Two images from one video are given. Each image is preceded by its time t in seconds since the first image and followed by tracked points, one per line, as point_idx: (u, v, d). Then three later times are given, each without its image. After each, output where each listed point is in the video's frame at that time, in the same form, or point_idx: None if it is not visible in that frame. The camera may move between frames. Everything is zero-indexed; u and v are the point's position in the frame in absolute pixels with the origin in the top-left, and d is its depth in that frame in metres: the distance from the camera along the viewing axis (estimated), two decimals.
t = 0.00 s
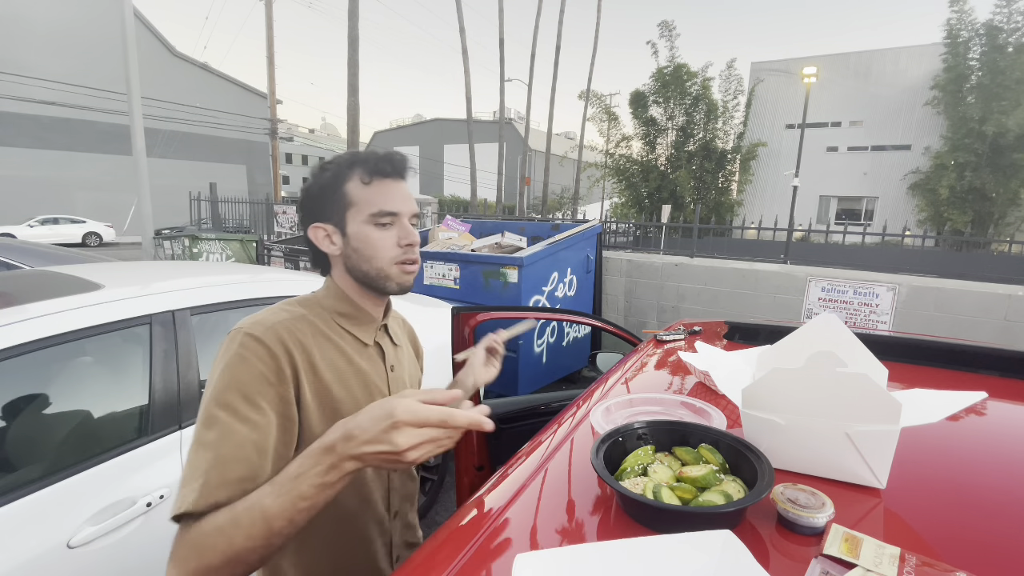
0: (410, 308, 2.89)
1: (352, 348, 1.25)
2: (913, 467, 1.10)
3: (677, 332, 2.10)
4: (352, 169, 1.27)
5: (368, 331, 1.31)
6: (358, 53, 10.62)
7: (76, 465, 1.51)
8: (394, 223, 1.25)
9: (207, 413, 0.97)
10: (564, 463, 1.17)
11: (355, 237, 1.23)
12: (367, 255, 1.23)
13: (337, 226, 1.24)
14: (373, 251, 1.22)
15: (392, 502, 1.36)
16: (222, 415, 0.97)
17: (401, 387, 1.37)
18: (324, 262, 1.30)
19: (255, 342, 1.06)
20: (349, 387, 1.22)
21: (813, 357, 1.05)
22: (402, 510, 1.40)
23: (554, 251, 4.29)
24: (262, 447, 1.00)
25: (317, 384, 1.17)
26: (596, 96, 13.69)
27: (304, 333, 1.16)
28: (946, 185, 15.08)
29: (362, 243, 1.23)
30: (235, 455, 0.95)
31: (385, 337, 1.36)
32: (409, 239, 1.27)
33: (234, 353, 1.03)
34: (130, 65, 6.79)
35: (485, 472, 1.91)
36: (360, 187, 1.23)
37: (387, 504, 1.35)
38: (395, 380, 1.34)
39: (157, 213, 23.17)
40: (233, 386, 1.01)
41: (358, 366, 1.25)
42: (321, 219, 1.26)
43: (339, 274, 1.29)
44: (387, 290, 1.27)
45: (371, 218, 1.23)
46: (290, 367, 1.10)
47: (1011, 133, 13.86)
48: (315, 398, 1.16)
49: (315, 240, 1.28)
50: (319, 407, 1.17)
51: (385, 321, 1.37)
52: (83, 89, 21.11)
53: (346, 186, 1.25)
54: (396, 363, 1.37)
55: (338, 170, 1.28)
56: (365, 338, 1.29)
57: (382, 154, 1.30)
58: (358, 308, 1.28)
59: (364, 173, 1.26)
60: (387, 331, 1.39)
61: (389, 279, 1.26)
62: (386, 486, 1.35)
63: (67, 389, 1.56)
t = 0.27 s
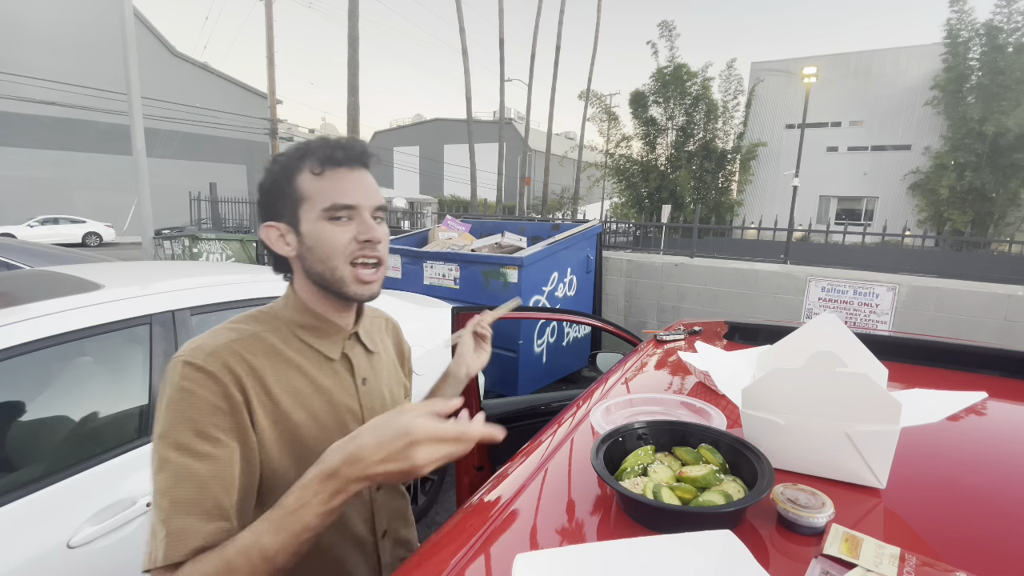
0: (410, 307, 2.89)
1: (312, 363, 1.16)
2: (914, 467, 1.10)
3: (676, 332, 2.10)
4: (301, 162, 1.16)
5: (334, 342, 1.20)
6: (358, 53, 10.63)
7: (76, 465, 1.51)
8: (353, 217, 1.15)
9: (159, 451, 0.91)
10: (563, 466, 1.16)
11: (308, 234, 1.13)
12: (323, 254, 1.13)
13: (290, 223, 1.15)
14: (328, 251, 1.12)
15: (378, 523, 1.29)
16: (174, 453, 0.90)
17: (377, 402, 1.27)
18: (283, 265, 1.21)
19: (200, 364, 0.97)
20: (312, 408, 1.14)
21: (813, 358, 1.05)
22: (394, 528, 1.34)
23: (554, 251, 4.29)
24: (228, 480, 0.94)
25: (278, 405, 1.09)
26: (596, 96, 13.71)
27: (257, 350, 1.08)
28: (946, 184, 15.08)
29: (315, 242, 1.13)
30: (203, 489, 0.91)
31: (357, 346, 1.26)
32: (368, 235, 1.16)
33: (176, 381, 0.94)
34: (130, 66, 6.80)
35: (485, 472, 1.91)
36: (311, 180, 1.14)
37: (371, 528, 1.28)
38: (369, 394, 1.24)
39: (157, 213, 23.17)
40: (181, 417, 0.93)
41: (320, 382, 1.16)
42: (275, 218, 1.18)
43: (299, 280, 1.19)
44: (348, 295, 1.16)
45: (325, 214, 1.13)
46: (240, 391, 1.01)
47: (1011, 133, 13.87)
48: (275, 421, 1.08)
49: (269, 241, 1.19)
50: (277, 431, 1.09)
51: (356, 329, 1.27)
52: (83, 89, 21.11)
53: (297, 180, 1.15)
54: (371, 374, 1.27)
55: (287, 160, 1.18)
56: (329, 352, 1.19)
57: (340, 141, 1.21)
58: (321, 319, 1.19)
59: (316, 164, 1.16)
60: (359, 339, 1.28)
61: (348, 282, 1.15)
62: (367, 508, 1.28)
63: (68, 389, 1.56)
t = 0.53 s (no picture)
0: (410, 308, 2.88)
1: (293, 368, 1.17)
2: (916, 467, 1.10)
3: (677, 333, 2.10)
4: (291, 164, 1.15)
5: (316, 348, 1.23)
6: (358, 53, 10.62)
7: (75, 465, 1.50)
8: (350, 226, 1.18)
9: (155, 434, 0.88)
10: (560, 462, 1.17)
11: (301, 241, 1.15)
12: (318, 264, 1.16)
13: (280, 228, 1.15)
14: (324, 258, 1.15)
15: (369, 533, 1.31)
16: (176, 430, 0.88)
17: (363, 405, 1.29)
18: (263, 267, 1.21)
19: (183, 360, 1.00)
20: (294, 410, 1.16)
21: (814, 357, 1.05)
22: (385, 535, 1.37)
23: (554, 251, 4.29)
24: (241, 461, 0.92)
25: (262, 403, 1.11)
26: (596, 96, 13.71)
27: (240, 354, 1.10)
28: (946, 184, 15.08)
29: (308, 250, 1.15)
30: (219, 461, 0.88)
31: (342, 350, 1.29)
32: (367, 245, 1.21)
33: (163, 372, 0.95)
34: (130, 65, 6.80)
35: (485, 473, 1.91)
36: (305, 183, 1.14)
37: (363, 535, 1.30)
38: (352, 400, 1.26)
39: (157, 213, 23.17)
40: (173, 404, 0.92)
41: (301, 384, 1.18)
42: (255, 221, 1.16)
43: (280, 286, 1.20)
44: (345, 298, 1.21)
45: (324, 221, 1.14)
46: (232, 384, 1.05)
47: (1011, 133, 13.88)
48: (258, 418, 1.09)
49: (250, 247, 1.17)
50: (261, 428, 1.11)
51: (340, 331, 1.29)
52: (83, 89, 21.11)
53: (285, 182, 1.14)
54: (356, 379, 1.29)
55: (276, 156, 1.16)
56: (311, 358, 1.21)
57: (332, 143, 1.21)
58: (307, 324, 1.22)
59: (310, 167, 1.16)
60: (342, 344, 1.30)
61: (349, 287, 1.21)
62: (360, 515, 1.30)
63: (68, 389, 1.56)
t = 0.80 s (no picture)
0: (410, 308, 2.89)
1: (330, 362, 1.19)
2: (917, 468, 1.10)
3: (676, 333, 2.10)
4: (336, 165, 1.20)
5: (348, 343, 1.25)
6: (358, 53, 10.63)
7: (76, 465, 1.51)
8: (384, 226, 1.22)
9: (201, 420, 0.90)
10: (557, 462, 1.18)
11: (340, 238, 1.17)
12: (354, 260, 1.19)
13: (321, 225, 1.18)
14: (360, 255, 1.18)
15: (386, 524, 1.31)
16: (222, 418, 0.90)
17: (389, 401, 1.32)
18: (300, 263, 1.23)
19: (230, 352, 1.02)
20: (330, 402, 1.17)
21: (813, 357, 1.05)
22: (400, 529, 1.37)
23: (554, 251, 4.29)
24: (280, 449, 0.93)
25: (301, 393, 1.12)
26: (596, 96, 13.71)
27: (278, 346, 1.11)
28: (946, 184, 15.07)
29: (347, 246, 1.18)
30: (263, 448, 0.90)
31: (370, 346, 1.31)
32: (399, 244, 1.24)
33: (208, 362, 0.97)
34: (130, 65, 6.80)
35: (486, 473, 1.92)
36: (347, 185, 1.18)
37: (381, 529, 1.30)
38: (381, 393, 1.28)
39: (157, 213, 23.16)
40: (217, 394, 0.94)
41: (336, 375, 1.19)
42: (297, 219, 1.19)
43: (316, 282, 1.22)
44: (373, 293, 1.23)
45: (361, 220, 1.18)
46: (273, 375, 1.06)
47: (1011, 133, 13.88)
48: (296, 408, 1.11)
49: (292, 243, 1.20)
50: (299, 420, 1.12)
51: (368, 329, 1.32)
52: (83, 89, 21.11)
53: (330, 183, 1.18)
54: (383, 374, 1.32)
55: (319, 162, 1.20)
56: (344, 351, 1.23)
57: (369, 151, 1.26)
58: (341, 318, 1.24)
59: (352, 170, 1.20)
60: (370, 340, 1.32)
61: (379, 285, 1.23)
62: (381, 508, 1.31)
63: (69, 388, 1.57)
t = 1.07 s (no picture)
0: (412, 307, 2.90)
1: (386, 344, 1.24)
2: (917, 467, 1.10)
3: (676, 333, 2.11)
4: (410, 175, 1.30)
5: (403, 329, 1.30)
6: (358, 53, 10.62)
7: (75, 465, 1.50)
8: (444, 228, 1.29)
9: (274, 383, 0.96)
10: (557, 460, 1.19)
11: (405, 235, 1.25)
12: (414, 253, 1.25)
13: (392, 222, 1.26)
14: (421, 250, 1.24)
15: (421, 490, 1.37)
16: (291, 385, 0.96)
17: (433, 385, 1.36)
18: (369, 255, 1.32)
19: (305, 329, 1.07)
20: (385, 384, 1.22)
21: (814, 357, 1.06)
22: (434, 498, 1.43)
23: (554, 251, 4.29)
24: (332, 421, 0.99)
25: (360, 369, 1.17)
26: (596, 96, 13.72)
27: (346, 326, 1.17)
28: (946, 184, 15.08)
29: (411, 243, 1.25)
30: (317, 418, 0.95)
31: (420, 334, 1.36)
32: (455, 245, 1.30)
33: (286, 337, 1.03)
34: (130, 65, 6.79)
35: (486, 472, 1.92)
36: (418, 191, 1.27)
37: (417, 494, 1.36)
38: (426, 377, 1.33)
39: (156, 213, 23.16)
40: (289, 364, 1.00)
41: (390, 357, 1.24)
42: (373, 215, 1.29)
43: (382, 272, 1.29)
44: (429, 285, 1.28)
45: (426, 221, 1.26)
46: (337, 355, 1.11)
47: (1011, 133, 13.90)
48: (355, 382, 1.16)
49: (366, 236, 1.30)
50: (358, 394, 1.17)
51: (420, 319, 1.37)
52: (83, 89, 21.10)
53: (403, 189, 1.28)
54: (430, 361, 1.36)
55: (395, 171, 1.31)
56: (399, 335, 1.28)
57: (437, 164, 1.35)
58: (399, 305, 1.29)
59: (423, 179, 1.30)
60: (421, 329, 1.38)
61: (434, 281, 1.29)
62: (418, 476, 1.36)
63: (70, 387, 1.57)
